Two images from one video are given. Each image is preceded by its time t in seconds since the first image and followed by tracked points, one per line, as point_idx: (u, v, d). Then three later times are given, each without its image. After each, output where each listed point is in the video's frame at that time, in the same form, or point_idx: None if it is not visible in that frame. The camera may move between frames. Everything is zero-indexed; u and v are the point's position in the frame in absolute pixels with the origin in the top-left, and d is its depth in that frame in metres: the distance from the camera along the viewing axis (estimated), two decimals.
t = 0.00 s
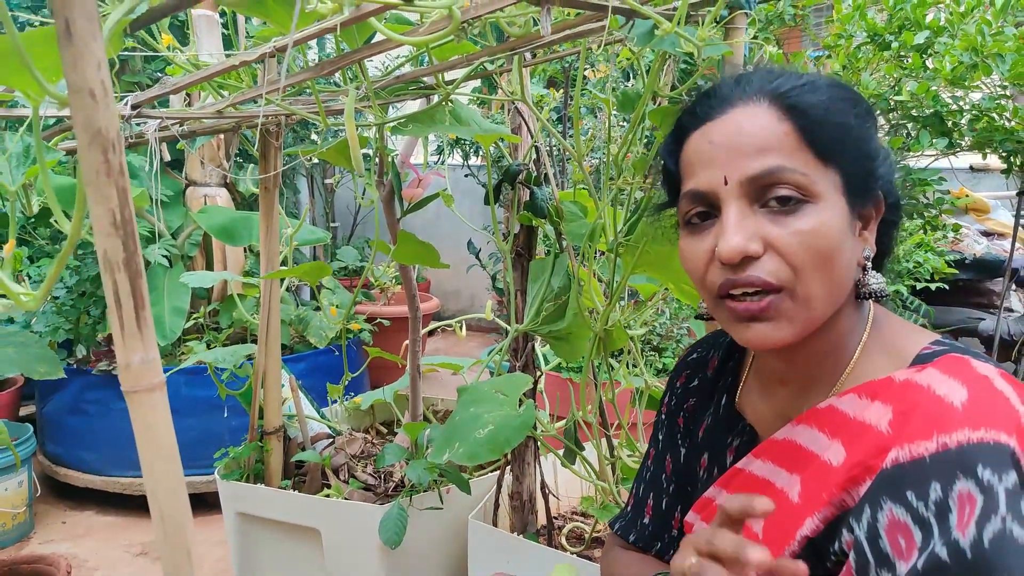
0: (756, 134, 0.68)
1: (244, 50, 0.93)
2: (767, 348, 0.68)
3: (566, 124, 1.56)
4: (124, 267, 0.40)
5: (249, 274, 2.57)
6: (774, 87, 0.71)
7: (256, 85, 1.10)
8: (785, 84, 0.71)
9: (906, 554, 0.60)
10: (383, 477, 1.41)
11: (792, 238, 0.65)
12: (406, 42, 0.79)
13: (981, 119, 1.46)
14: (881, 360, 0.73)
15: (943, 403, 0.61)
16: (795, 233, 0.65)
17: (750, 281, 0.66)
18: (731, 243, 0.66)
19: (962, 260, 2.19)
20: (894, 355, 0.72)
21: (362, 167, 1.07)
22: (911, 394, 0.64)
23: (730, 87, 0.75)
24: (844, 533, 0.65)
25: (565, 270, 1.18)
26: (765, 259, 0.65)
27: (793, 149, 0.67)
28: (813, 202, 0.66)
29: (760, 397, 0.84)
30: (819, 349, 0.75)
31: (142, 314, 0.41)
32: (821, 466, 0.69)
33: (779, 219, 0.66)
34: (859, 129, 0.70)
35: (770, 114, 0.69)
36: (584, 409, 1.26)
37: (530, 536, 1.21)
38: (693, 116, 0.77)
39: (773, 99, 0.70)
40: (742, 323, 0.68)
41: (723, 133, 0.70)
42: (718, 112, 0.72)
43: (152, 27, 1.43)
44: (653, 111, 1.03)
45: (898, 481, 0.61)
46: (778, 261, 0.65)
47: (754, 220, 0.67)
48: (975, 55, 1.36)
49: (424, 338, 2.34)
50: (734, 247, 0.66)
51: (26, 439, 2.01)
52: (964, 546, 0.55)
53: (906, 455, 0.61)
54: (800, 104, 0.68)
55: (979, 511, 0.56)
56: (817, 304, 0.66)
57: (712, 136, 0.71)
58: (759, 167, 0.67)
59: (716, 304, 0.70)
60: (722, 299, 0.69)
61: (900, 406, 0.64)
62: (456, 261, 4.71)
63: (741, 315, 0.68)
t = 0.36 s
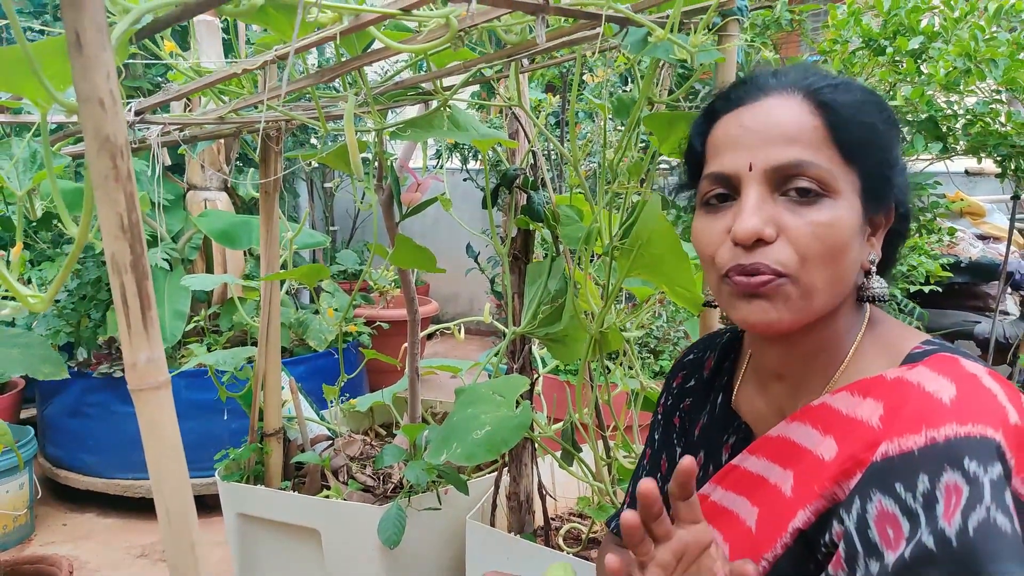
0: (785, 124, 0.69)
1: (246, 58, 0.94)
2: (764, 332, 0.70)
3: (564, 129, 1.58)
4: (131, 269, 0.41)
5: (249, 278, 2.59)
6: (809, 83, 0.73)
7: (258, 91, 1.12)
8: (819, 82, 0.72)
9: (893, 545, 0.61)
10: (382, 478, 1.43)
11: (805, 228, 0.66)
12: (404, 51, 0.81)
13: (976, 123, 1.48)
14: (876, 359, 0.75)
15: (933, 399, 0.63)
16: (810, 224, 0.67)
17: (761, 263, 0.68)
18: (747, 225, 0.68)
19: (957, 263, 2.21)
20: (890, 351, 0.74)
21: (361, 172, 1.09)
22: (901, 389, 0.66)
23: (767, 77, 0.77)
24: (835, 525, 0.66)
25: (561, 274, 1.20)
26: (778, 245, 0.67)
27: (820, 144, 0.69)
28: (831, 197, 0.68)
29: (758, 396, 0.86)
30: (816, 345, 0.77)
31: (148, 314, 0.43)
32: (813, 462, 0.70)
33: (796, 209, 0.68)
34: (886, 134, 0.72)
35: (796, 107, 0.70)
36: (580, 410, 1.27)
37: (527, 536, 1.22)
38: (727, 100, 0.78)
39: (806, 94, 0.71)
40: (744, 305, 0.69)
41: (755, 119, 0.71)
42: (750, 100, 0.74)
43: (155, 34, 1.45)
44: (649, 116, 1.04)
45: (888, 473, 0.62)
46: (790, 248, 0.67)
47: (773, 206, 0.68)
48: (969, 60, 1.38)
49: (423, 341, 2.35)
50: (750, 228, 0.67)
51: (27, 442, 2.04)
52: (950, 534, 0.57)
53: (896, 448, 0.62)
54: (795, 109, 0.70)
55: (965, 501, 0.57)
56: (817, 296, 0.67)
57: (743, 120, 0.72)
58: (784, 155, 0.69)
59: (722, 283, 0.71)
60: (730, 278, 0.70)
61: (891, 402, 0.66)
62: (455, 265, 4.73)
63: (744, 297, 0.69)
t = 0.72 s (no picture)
0: (819, 122, 0.69)
1: (246, 60, 0.94)
2: (783, 329, 0.70)
3: (563, 132, 1.59)
4: (133, 268, 0.42)
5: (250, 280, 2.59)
6: (843, 83, 0.72)
7: (259, 93, 1.12)
8: (854, 82, 0.72)
9: (910, 541, 0.61)
10: (381, 479, 1.43)
11: (833, 227, 0.67)
12: (405, 53, 0.81)
13: (974, 126, 1.49)
14: (889, 357, 0.76)
15: (950, 398, 0.64)
16: (838, 223, 0.67)
17: (787, 259, 0.68)
18: (775, 220, 0.68)
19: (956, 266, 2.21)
20: (903, 352, 0.75)
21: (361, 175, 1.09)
22: (917, 387, 0.66)
23: (801, 73, 0.76)
24: (849, 522, 0.66)
25: (561, 275, 1.20)
26: (806, 242, 0.67)
27: (852, 145, 0.69)
28: (860, 197, 0.68)
29: (770, 395, 0.86)
30: (832, 345, 0.77)
31: (150, 313, 0.43)
32: (827, 460, 0.70)
33: (825, 208, 0.68)
34: (918, 138, 0.72)
35: (829, 106, 0.70)
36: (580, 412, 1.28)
37: (528, 537, 1.22)
38: (760, 94, 0.77)
39: (841, 94, 0.71)
40: (767, 300, 0.70)
41: (786, 114, 0.71)
42: (783, 96, 0.74)
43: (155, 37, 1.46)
44: (647, 119, 1.04)
45: (905, 471, 0.63)
46: (817, 246, 0.67)
47: (802, 204, 0.69)
48: (967, 63, 1.39)
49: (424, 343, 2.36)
50: (779, 224, 0.68)
51: (27, 445, 2.05)
52: (968, 532, 0.58)
53: (913, 447, 0.63)
54: (804, 111, 0.70)
55: (983, 500, 0.58)
56: (841, 296, 0.68)
57: (777, 114, 0.72)
58: (817, 154, 0.69)
59: (746, 277, 0.72)
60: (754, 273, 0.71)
61: (907, 401, 0.66)
62: (455, 267, 4.74)
63: (766, 292, 0.70)
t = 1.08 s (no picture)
0: (859, 120, 0.69)
1: (248, 62, 0.94)
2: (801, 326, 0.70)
3: (564, 135, 1.59)
4: (137, 269, 0.41)
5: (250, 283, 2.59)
6: (887, 82, 0.72)
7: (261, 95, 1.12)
8: (899, 84, 0.72)
9: (925, 545, 0.61)
10: (383, 483, 1.43)
11: (862, 229, 0.67)
12: (407, 54, 0.81)
13: (977, 129, 1.49)
14: (908, 360, 0.75)
15: (967, 402, 0.64)
16: (866, 225, 0.67)
17: (813, 256, 0.68)
18: (805, 216, 0.68)
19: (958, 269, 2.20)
20: (921, 356, 0.75)
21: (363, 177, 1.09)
22: (933, 391, 0.67)
23: (847, 68, 0.75)
24: (863, 525, 0.67)
25: (563, 277, 1.21)
26: (834, 241, 0.67)
27: (891, 146, 0.68)
28: (891, 201, 0.68)
29: (780, 396, 0.86)
30: (848, 347, 0.76)
31: (153, 315, 0.43)
32: (839, 462, 0.71)
33: (856, 209, 0.68)
34: (955, 146, 0.72)
35: (869, 103, 0.70)
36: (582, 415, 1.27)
37: (530, 540, 1.22)
38: (802, 86, 0.76)
39: (883, 94, 0.70)
40: (789, 295, 0.70)
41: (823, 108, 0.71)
42: (827, 89, 0.73)
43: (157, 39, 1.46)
44: (649, 121, 1.04)
45: (921, 474, 0.63)
46: (844, 245, 0.67)
47: (834, 202, 0.68)
48: (969, 66, 1.39)
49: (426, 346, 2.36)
50: (808, 221, 0.68)
51: (30, 447, 2.04)
52: (986, 536, 0.57)
53: (929, 450, 0.63)
54: (829, 112, 0.71)
55: (1001, 504, 0.58)
56: (862, 298, 0.68)
57: (818, 108, 0.72)
58: (854, 153, 0.69)
59: (769, 271, 0.72)
60: (778, 268, 0.71)
61: (923, 404, 0.66)
62: (455, 270, 4.74)
63: (789, 288, 0.70)
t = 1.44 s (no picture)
0: (883, 118, 0.69)
1: (250, 62, 0.94)
2: (813, 325, 0.70)
3: (566, 136, 1.59)
4: (142, 271, 0.41)
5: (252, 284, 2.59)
6: (912, 83, 0.71)
7: (264, 96, 1.12)
8: (923, 85, 0.71)
9: (940, 551, 0.61)
10: (386, 485, 1.43)
11: (880, 229, 0.66)
12: (412, 54, 0.81)
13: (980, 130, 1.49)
14: (920, 362, 0.75)
15: (983, 406, 0.64)
16: (884, 226, 0.66)
17: (829, 255, 0.68)
18: (822, 215, 0.68)
19: (961, 270, 2.20)
20: (933, 358, 0.75)
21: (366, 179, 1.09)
22: (947, 395, 0.66)
23: (870, 66, 0.75)
24: (877, 529, 0.67)
25: (567, 278, 1.21)
26: (851, 241, 0.67)
27: (913, 147, 0.68)
28: (911, 203, 0.67)
29: (790, 398, 0.85)
30: (861, 350, 0.76)
31: (159, 316, 0.42)
32: (852, 466, 0.70)
33: (874, 209, 0.67)
34: (977, 151, 0.72)
35: (892, 103, 0.69)
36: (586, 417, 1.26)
37: (533, 543, 1.21)
38: (825, 82, 0.76)
39: (907, 95, 0.70)
40: (803, 293, 0.70)
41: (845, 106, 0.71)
42: (851, 88, 0.73)
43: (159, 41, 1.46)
44: (654, 121, 1.04)
45: (937, 479, 0.63)
46: (862, 246, 0.66)
47: (852, 202, 0.68)
48: (972, 67, 1.39)
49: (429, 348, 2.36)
50: (825, 219, 0.67)
51: (32, 449, 2.04)
52: (1003, 543, 0.57)
53: (945, 455, 0.63)
54: (851, 110, 0.70)
55: (1018, 510, 0.58)
56: (876, 300, 0.68)
57: (840, 105, 0.72)
58: (874, 153, 0.68)
59: (785, 268, 0.72)
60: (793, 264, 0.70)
61: (937, 408, 0.66)
62: (457, 271, 4.74)
63: (803, 285, 0.70)
